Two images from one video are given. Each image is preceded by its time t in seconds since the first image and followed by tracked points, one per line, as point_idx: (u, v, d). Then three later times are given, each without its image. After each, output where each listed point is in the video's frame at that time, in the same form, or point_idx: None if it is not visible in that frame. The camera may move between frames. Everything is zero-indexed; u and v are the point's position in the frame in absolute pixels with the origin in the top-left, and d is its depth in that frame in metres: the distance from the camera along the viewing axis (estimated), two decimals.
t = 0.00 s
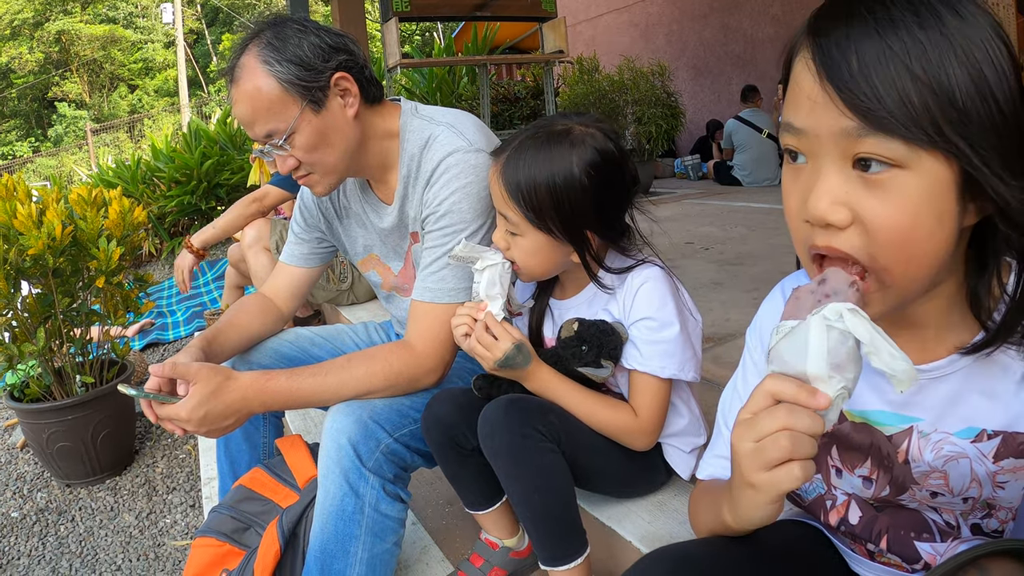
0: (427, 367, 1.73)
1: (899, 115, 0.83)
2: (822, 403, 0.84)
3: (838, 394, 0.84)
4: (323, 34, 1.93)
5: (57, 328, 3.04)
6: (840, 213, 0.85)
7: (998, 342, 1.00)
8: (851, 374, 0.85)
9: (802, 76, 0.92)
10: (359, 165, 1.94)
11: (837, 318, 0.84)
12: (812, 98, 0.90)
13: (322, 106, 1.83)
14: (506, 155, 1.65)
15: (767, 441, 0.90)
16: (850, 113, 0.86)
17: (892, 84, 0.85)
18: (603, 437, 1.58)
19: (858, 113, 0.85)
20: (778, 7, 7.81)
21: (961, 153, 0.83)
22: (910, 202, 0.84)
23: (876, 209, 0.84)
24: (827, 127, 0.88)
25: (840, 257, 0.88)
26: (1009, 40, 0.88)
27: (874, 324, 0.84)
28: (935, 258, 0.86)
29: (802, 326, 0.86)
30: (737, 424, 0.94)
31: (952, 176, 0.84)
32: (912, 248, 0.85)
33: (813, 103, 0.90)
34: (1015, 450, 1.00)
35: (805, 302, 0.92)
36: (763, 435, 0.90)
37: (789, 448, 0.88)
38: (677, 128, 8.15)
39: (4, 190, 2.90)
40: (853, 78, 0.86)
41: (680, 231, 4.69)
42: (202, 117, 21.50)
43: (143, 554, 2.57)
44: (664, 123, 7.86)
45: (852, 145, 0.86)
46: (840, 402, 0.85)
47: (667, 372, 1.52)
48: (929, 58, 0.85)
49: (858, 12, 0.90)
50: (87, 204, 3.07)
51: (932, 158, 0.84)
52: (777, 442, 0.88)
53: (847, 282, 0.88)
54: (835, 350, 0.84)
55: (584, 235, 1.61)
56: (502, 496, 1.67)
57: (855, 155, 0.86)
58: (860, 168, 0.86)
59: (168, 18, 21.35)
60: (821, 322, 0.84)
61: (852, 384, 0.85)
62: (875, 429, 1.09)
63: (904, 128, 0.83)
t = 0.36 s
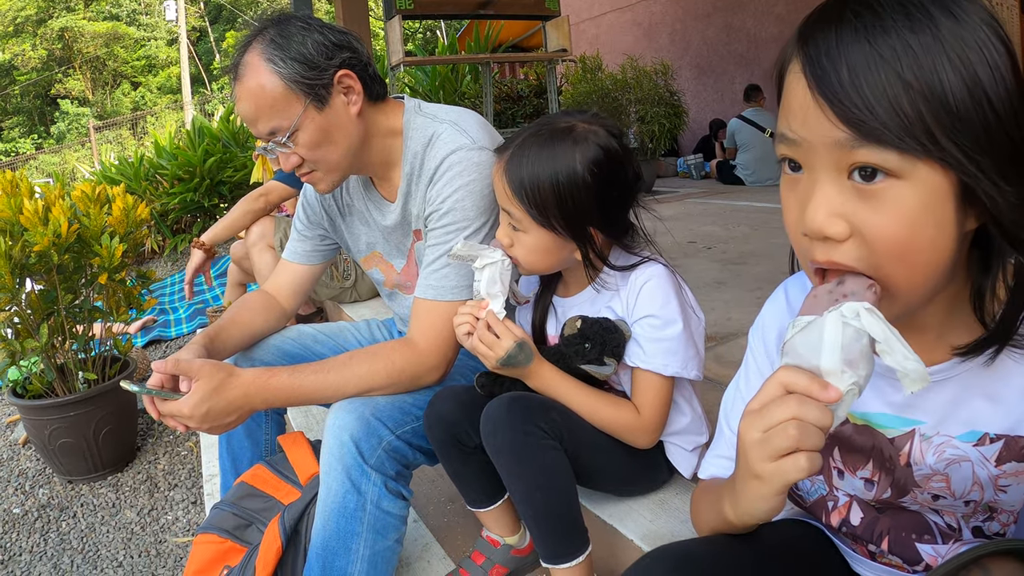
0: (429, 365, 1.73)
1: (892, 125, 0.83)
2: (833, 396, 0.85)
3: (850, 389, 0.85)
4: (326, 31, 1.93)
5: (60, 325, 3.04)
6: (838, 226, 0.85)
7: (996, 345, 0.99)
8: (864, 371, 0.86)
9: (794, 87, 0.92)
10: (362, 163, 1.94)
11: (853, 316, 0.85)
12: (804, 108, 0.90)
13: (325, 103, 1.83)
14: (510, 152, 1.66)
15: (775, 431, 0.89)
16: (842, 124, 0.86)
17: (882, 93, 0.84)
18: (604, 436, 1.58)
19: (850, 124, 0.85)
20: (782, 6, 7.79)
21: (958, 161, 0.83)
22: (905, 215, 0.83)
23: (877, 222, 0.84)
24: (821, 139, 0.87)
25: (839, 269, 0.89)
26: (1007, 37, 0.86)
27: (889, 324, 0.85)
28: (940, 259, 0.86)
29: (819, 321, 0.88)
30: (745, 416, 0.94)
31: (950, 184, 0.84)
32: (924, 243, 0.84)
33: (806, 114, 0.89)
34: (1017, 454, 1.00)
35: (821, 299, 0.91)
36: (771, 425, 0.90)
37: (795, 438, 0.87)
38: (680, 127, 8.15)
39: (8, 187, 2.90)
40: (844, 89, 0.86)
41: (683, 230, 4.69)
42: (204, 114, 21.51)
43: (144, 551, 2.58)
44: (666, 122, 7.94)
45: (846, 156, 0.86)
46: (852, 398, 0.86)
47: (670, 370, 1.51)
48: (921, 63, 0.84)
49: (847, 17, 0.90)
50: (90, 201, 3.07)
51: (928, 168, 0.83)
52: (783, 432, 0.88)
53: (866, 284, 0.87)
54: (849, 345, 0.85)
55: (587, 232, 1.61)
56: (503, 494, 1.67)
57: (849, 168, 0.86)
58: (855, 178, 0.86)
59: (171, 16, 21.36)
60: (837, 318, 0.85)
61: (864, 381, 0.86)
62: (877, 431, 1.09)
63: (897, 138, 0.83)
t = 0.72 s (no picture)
0: (430, 364, 1.73)
1: (883, 145, 0.83)
2: (834, 385, 0.86)
3: (851, 380, 0.86)
4: (327, 31, 1.93)
5: (62, 323, 3.04)
6: (832, 238, 0.86)
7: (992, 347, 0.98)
8: (865, 363, 0.86)
9: (786, 102, 0.92)
10: (363, 162, 1.94)
11: (855, 308, 0.85)
12: (796, 122, 0.90)
13: (327, 102, 1.83)
14: (516, 149, 1.65)
15: (774, 420, 0.89)
16: (833, 142, 0.85)
17: (873, 110, 0.84)
18: (605, 435, 1.58)
19: (842, 142, 0.85)
20: (784, 6, 7.78)
21: (949, 176, 0.83)
22: (898, 229, 0.83)
23: (873, 233, 0.84)
24: (814, 154, 0.87)
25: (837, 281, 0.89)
26: (1007, 38, 0.85)
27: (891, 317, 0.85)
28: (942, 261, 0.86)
29: (820, 313, 0.88)
30: (745, 405, 0.94)
31: (944, 200, 0.84)
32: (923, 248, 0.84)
33: (799, 130, 0.89)
34: (1017, 452, 1.00)
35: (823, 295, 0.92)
36: (771, 414, 0.90)
37: (795, 427, 0.88)
38: (681, 127, 8.14)
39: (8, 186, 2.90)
40: (834, 106, 0.86)
41: (684, 229, 4.69)
42: (206, 113, 21.53)
43: (145, 549, 2.58)
44: (667, 121, 7.94)
45: (839, 173, 0.86)
46: (853, 389, 0.87)
47: (671, 369, 1.51)
48: (912, 77, 0.84)
49: (838, 28, 0.89)
50: (91, 200, 3.07)
51: (919, 183, 0.83)
52: (783, 420, 0.88)
53: (866, 283, 0.88)
54: (851, 337, 0.86)
55: (592, 229, 1.61)
56: (504, 494, 1.66)
57: (842, 182, 0.86)
58: (847, 192, 0.86)
59: (173, 15, 21.38)
60: (839, 309, 0.86)
61: (865, 373, 0.87)
62: (878, 429, 1.09)
63: (889, 156, 0.83)
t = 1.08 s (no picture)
0: (430, 363, 1.73)
1: (867, 150, 0.83)
2: (834, 381, 0.86)
3: (850, 375, 0.87)
4: (326, 29, 1.92)
5: (61, 322, 3.04)
6: (821, 238, 0.87)
7: (986, 349, 0.98)
8: (862, 357, 0.88)
9: (778, 104, 0.93)
10: (363, 161, 1.94)
11: (850, 303, 0.86)
12: (787, 123, 0.91)
13: (325, 101, 1.83)
14: (517, 145, 1.65)
15: (776, 419, 0.90)
16: (819, 146, 0.86)
17: (859, 115, 0.84)
18: (604, 435, 1.58)
19: (828, 146, 0.85)
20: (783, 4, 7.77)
21: (934, 184, 0.82)
22: (882, 235, 0.84)
23: (860, 236, 0.85)
24: (804, 155, 0.88)
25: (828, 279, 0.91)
26: (1005, 39, 0.84)
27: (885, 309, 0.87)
28: (938, 260, 0.86)
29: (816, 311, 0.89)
30: (746, 405, 0.94)
31: (927, 207, 0.84)
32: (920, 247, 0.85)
33: (791, 130, 0.90)
34: (1016, 451, 1.00)
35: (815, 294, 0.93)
36: (773, 413, 0.90)
37: (797, 425, 0.87)
38: (680, 126, 8.14)
39: (8, 185, 2.90)
40: (821, 110, 0.86)
41: (684, 228, 4.68)
42: (205, 112, 21.52)
43: (145, 548, 2.58)
44: (666, 120, 7.92)
45: (826, 175, 0.87)
46: (852, 384, 0.87)
47: (670, 369, 1.51)
48: (900, 81, 0.83)
49: (830, 29, 0.88)
50: (90, 199, 3.06)
51: (903, 189, 0.83)
52: (785, 420, 0.88)
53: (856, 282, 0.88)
54: (847, 332, 0.87)
55: (595, 225, 1.61)
56: (504, 493, 1.66)
57: (830, 185, 0.87)
58: (835, 195, 0.87)
59: (172, 14, 21.35)
60: (835, 305, 0.87)
61: (863, 367, 0.87)
62: (876, 428, 1.09)
63: (874, 161, 0.83)
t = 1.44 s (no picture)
0: (427, 362, 1.73)
1: (858, 150, 0.84)
2: (825, 389, 0.86)
3: (841, 382, 0.86)
4: (321, 29, 1.92)
5: (57, 324, 3.03)
6: (812, 236, 0.88)
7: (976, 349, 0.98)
8: (853, 364, 0.87)
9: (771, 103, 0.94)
10: (358, 160, 1.93)
11: (841, 308, 0.86)
12: (779, 122, 0.92)
13: (320, 101, 1.82)
14: (538, 124, 1.65)
15: (768, 428, 0.90)
16: (811, 145, 0.87)
17: (851, 114, 0.84)
18: (602, 434, 1.58)
19: (819, 145, 0.86)
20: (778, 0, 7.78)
21: (927, 185, 0.82)
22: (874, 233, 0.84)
23: (851, 234, 0.85)
24: (796, 155, 0.89)
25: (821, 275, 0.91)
26: (997, 38, 0.84)
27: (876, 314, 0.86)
28: (931, 260, 0.86)
29: (806, 316, 0.88)
30: (737, 413, 0.94)
31: (920, 206, 0.84)
32: (915, 245, 0.84)
33: (783, 131, 0.91)
34: (1013, 447, 1.00)
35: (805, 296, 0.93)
36: (764, 423, 0.90)
37: (789, 435, 0.88)
38: (677, 123, 8.14)
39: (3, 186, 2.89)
40: (812, 109, 0.86)
41: (680, 225, 4.69)
42: (200, 112, 21.48)
43: (143, 549, 2.58)
44: (662, 117, 7.90)
45: (817, 174, 0.87)
46: (843, 390, 0.87)
47: (669, 366, 1.51)
48: (890, 80, 0.83)
49: (822, 27, 0.88)
50: (86, 200, 3.05)
51: (895, 189, 0.83)
52: (777, 429, 0.88)
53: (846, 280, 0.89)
54: (837, 338, 0.86)
55: (626, 190, 1.67)
56: (501, 492, 1.66)
57: (823, 185, 0.87)
58: (829, 195, 0.87)
59: (167, 13, 21.30)
60: (825, 311, 0.86)
61: (854, 373, 0.87)
62: (873, 425, 1.09)
63: (865, 160, 0.83)
